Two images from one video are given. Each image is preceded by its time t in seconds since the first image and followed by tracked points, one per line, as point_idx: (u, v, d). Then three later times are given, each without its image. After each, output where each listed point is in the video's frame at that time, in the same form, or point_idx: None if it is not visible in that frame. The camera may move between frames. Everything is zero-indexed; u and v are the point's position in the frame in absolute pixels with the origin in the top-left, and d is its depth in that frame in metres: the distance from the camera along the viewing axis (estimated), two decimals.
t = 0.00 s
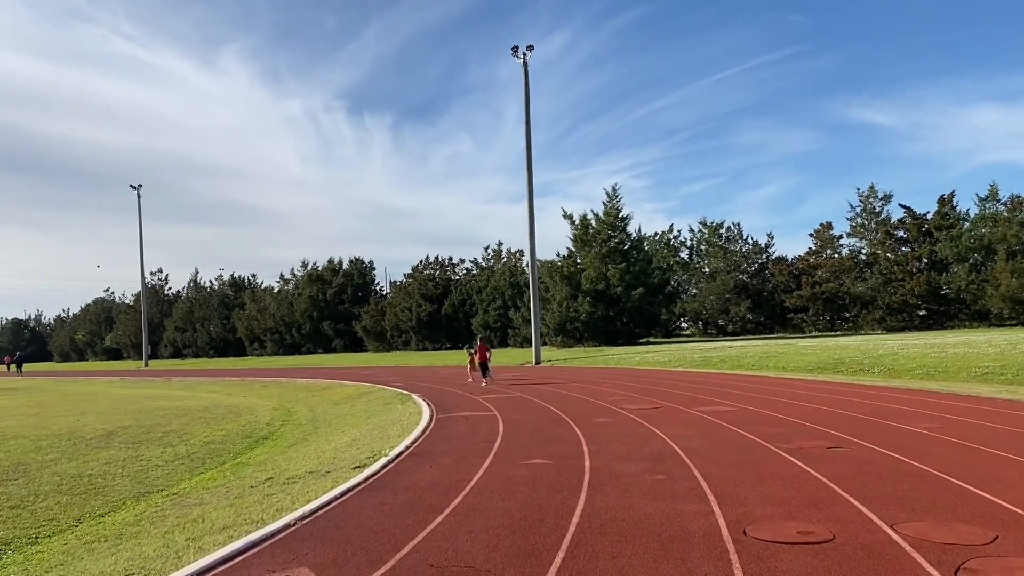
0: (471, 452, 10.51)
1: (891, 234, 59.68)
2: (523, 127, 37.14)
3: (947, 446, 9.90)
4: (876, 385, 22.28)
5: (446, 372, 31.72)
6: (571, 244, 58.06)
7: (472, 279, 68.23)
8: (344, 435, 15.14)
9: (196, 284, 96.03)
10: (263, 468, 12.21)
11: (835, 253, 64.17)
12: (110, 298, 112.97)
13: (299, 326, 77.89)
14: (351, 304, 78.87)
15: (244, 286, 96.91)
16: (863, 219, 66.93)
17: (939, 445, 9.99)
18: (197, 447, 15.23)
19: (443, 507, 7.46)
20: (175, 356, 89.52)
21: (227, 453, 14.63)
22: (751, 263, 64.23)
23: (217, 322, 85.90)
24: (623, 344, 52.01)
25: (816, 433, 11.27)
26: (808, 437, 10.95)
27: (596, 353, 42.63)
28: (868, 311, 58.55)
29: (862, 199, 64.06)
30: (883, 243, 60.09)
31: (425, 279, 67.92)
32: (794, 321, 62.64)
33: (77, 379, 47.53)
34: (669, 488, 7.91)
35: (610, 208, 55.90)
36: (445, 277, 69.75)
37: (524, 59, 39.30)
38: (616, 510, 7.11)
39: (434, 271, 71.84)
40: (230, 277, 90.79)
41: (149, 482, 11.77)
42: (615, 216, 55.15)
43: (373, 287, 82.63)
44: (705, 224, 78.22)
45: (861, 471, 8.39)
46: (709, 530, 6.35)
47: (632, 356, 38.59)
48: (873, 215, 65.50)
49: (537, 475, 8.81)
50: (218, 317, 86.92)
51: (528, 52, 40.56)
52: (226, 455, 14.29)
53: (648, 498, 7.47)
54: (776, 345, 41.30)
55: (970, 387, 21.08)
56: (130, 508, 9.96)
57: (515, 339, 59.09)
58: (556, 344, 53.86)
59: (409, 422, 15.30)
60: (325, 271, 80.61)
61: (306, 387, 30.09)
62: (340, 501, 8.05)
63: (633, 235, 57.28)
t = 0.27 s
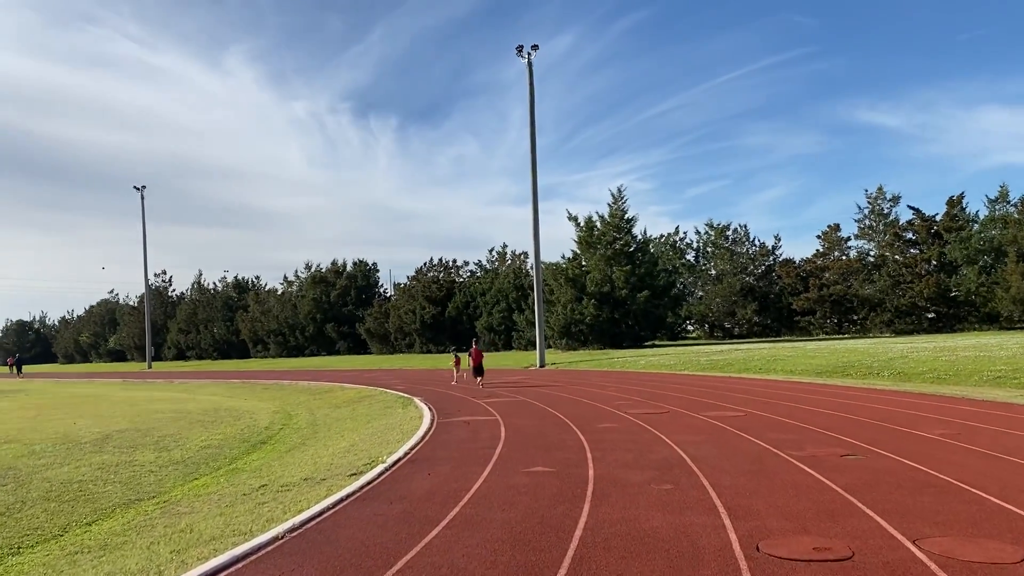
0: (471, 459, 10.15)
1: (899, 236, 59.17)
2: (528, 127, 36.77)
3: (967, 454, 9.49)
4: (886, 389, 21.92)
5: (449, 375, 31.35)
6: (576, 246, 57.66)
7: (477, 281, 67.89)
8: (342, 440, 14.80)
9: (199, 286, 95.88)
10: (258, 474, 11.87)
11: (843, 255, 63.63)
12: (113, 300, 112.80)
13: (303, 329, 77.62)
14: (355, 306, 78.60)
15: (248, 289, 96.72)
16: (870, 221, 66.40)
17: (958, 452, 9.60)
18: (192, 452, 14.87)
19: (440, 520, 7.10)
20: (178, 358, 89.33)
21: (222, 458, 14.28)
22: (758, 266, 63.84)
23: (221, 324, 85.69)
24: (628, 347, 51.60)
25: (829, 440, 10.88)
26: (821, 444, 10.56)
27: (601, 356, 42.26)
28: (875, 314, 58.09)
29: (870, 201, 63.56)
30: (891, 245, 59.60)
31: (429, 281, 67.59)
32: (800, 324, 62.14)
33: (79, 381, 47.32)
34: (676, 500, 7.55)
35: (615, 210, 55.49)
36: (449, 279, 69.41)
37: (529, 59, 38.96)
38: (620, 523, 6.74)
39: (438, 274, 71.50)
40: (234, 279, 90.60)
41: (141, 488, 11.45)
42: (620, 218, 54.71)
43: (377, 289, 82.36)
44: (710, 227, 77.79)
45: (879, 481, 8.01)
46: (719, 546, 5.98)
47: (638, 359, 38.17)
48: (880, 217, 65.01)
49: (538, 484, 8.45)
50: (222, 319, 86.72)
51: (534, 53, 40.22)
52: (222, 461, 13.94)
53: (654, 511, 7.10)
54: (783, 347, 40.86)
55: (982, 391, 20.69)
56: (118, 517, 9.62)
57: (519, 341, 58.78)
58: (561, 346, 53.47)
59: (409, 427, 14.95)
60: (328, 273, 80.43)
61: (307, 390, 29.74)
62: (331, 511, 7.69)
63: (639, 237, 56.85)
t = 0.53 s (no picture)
0: (472, 464, 9.80)
1: (909, 237, 58.63)
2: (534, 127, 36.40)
3: (989, 460, 9.09)
4: (898, 392, 21.52)
5: (454, 377, 31.03)
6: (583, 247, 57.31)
7: (483, 283, 67.59)
8: (342, 443, 14.46)
9: (206, 287, 95.87)
10: (254, 479, 11.53)
11: (852, 257, 63.10)
12: (120, 300, 112.95)
13: (309, 330, 77.46)
14: (361, 307, 78.39)
15: (254, 290, 96.66)
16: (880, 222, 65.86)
17: (979, 459, 9.22)
18: (190, 456, 14.57)
19: (438, 529, 6.75)
20: (185, 359, 89.26)
21: (220, 461, 13.97)
22: (766, 267, 63.35)
23: (227, 325, 85.58)
24: (635, 349, 51.21)
25: (843, 445, 10.49)
26: (835, 450, 10.16)
27: (608, 358, 41.90)
28: (885, 316, 57.58)
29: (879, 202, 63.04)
30: (901, 246, 59.08)
31: (435, 282, 67.33)
32: (809, 326, 61.68)
33: (84, 382, 47.20)
34: (686, 507, 7.19)
35: (622, 211, 55.11)
36: (455, 280, 69.14)
37: (536, 59, 38.60)
38: (628, 533, 6.38)
39: (444, 274, 71.26)
40: (240, 280, 90.55)
41: (133, 492, 11.13)
42: (627, 218, 54.32)
43: (383, 290, 82.14)
44: (718, 227, 77.32)
45: (898, 489, 7.64)
46: (732, 559, 5.62)
47: (645, 361, 37.77)
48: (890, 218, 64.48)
49: (542, 491, 8.10)
50: (228, 320, 86.59)
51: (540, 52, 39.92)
52: (219, 464, 13.63)
53: (664, 520, 6.75)
54: (792, 349, 40.42)
55: (997, 395, 20.27)
56: (108, 523, 9.30)
57: (525, 343, 58.49)
58: (568, 347, 53.14)
59: (411, 430, 14.62)
60: (334, 274, 80.28)
61: (311, 391, 29.45)
62: (325, 520, 7.34)
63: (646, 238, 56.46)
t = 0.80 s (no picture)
0: (479, 472, 9.45)
1: (922, 238, 57.98)
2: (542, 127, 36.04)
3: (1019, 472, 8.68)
4: (915, 395, 21.08)
5: (462, 379, 30.72)
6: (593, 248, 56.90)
7: (491, 283, 67.24)
8: (346, 448, 14.11)
9: (215, 287, 95.90)
10: (254, 486, 11.20)
11: (864, 257, 62.45)
12: (130, 300, 113.15)
13: (317, 331, 77.30)
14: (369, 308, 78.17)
15: (263, 290, 96.62)
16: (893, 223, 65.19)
17: (1008, 469, 8.80)
18: (191, 460, 14.27)
19: (440, 544, 6.41)
20: (193, 360, 89.25)
21: (221, 466, 13.66)
22: (777, 268, 62.76)
23: (236, 325, 85.52)
24: (645, 351, 50.78)
25: (864, 454, 10.09)
26: (855, 459, 9.78)
27: (617, 359, 41.50)
28: (898, 318, 56.99)
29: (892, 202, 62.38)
30: (915, 247, 58.43)
31: (443, 283, 67.05)
32: (821, 327, 61.07)
33: (92, 382, 47.12)
34: (702, 522, 6.83)
35: (631, 212, 54.66)
36: (463, 281, 68.85)
37: (545, 57, 38.20)
38: (641, 551, 6.01)
39: (453, 275, 70.97)
40: (249, 280, 90.51)
41: (130, 499, 10.81)
42: (637, 219, 53.86)
43: (391, 291, 81.90)
44: (728, 228, 76.74)
45: (927, 503, 7.25)
46: None
47: (655, 363, 37.37)
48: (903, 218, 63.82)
49: (549, 502, 7.77)
50: (237, 320, 86.53)
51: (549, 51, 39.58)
52: (219, 470, 13.31)
53: (680, 537, 6.38)
54: (804, 352, 39.92)
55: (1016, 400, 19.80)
56: (100, 532, 8.98)
57: (534, 344, 58.16)
58: (577, 349, 52.75)
59: (416, 434, 14.28)
60: (343, 275, 80.13)
61: (317, 393, 29.19)
62: (323, 532, 7.02)
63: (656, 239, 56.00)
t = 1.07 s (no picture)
0: (488, 477, 9.12)
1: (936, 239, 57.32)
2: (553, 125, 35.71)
3: None
4: (932, 398, 20.65)
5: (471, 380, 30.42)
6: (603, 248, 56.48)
7: (501, 283, 66.88)
8: (351, 449, 13.79)
9: (225, 287, 95.96)
10: (256, 489, 10.90)
11: (877, 258, 61.84)
12: (140, 299, 113.36)
13: (326, 330, 77.17)
14: (378, 307, 77.95)
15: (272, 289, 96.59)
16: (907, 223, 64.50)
17: None
18: (194, 461, 14.00)
19: (446, 555, 6.08)
20: (203, 359, 89.29)
21: (224, 468, 13.38)
22: (790, 269, 62.17)
23: (245, 325, 85.50)
24: (655, 352, 50.34)
25: (887, 459, 9.73)
26: (878, 464, 9.42)
27: (627, 360, 41.14)
28: (912, 319, 56.38)
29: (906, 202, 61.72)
30: (929, 248, 57.75)
31: (452, 282, 66.76)
32: (833, 328, 60.47)
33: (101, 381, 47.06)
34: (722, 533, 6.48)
35: (642, 211, 54.23)
36: (473, 280, 68.56)
37: (556, 55, 37.87)
38: (659, 564, 5.68)
39: (462, 275, 70.69)
40: (258, 280, 90.52)
41: (129, 502, 10.53)
42: (647, 218, 53.41)
43: (400, 290, 81.68)
44: (740, 228, 76.19)
45: (958, 513, 6.90)
46: None
47: (666, 364, 36.99)
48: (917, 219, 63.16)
49: (561, 510, 7.43)
50: (246, 320, 86.52)
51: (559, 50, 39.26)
52: (223, 471, 13.03)
53: (699, 548, 6.04)
54: (816, 353, 39.43)
55: None
56: (96, 538, 8.68)
57: (543, 344, 57.84)
58: (587, 349, 52.34)
59: (423, 436, 13.96)
60: (352, 274, 80.03)
61: (325, 393, 28.94)
62: (324, 541, 6.69)
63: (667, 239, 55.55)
